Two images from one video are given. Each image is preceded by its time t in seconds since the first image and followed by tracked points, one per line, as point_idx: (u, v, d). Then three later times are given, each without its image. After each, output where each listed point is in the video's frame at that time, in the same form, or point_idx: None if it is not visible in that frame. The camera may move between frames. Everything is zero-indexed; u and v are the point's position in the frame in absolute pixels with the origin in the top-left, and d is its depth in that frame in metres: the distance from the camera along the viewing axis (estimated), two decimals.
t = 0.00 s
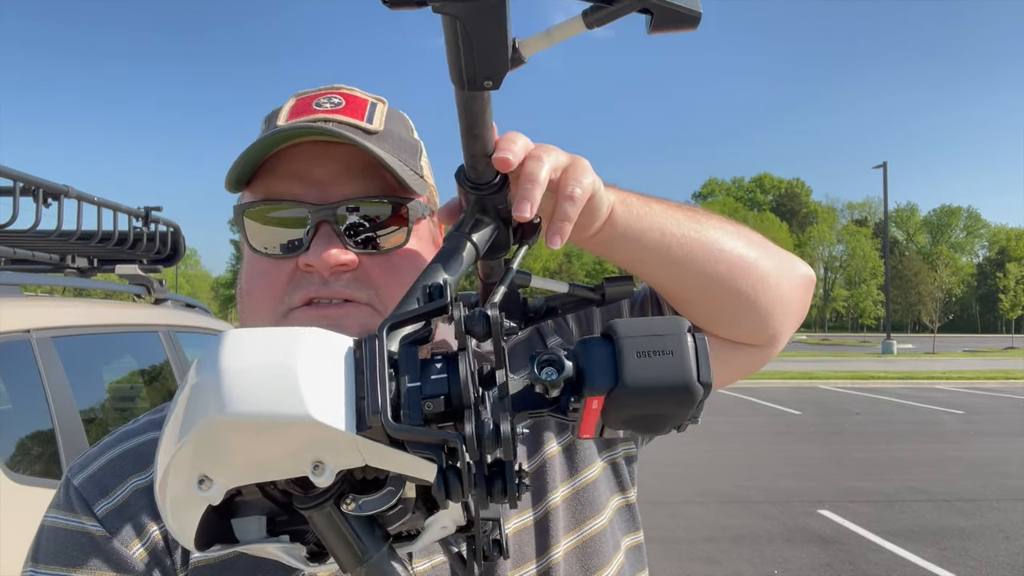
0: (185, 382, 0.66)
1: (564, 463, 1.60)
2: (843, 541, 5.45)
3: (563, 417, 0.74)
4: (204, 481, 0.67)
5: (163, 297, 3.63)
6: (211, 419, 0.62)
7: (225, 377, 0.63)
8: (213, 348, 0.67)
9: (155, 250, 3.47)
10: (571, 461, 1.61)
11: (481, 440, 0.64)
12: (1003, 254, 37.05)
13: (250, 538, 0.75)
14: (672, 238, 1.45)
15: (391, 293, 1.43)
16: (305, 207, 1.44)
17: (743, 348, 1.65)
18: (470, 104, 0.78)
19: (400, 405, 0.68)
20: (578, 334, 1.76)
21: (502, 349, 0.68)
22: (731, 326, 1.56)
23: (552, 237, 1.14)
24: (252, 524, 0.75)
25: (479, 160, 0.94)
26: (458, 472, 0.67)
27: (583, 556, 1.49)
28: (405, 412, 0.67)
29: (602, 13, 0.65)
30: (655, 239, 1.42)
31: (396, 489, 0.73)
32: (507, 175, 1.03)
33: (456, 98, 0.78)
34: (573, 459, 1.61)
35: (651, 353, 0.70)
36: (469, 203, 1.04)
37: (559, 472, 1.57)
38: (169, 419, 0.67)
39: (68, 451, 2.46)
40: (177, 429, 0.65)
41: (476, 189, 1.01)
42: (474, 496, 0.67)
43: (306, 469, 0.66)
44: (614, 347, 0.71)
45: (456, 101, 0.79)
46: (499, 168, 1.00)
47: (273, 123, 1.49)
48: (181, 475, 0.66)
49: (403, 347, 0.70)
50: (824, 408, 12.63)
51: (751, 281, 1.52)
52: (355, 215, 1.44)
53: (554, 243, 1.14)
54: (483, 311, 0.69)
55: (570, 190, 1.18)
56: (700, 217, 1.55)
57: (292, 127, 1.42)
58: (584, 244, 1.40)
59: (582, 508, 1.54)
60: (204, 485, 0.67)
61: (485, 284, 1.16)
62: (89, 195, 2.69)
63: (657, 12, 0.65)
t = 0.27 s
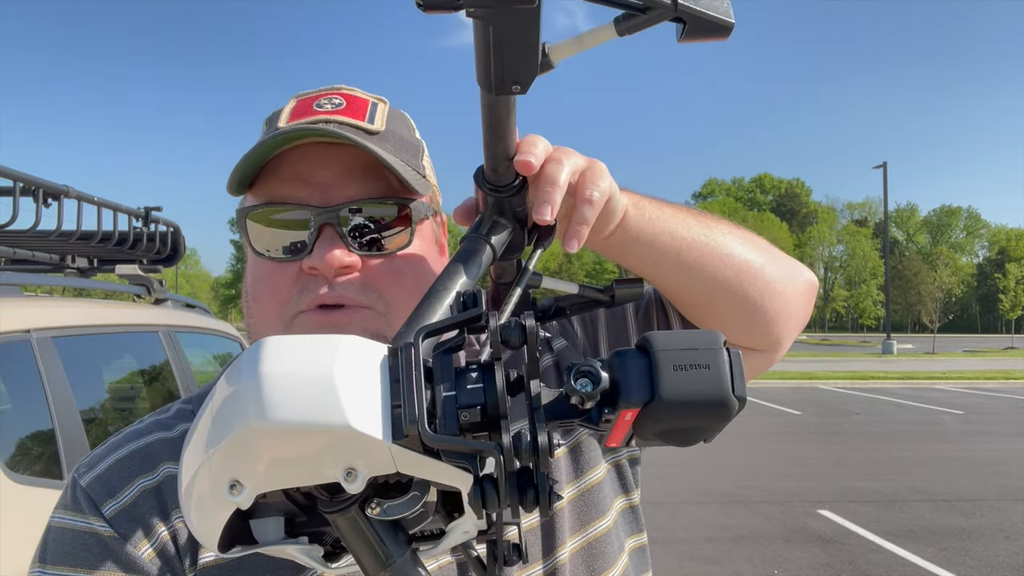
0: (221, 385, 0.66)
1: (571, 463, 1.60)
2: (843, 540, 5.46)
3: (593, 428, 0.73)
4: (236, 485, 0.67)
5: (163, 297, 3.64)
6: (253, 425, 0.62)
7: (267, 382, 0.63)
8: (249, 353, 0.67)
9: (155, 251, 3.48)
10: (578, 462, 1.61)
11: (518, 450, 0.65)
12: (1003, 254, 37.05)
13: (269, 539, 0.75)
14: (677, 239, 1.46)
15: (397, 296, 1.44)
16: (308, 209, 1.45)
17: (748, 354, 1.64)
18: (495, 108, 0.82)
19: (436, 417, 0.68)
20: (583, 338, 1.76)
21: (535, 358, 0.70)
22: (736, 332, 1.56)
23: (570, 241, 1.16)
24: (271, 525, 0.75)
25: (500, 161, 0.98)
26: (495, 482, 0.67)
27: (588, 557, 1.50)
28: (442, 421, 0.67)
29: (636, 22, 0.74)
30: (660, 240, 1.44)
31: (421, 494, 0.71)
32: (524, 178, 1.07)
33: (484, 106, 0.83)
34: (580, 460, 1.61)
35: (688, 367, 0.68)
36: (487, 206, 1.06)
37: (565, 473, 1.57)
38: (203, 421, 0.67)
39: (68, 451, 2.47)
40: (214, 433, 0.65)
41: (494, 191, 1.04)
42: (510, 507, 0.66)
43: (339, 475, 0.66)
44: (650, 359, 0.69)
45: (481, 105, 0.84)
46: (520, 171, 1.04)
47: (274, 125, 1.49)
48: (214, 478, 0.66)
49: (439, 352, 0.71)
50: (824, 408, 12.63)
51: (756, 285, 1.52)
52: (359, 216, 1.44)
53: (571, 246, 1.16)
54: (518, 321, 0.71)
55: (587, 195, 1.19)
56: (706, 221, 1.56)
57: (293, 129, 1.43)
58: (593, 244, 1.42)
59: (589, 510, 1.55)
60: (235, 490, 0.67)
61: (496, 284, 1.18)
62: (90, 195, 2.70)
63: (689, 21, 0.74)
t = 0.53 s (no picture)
0: (233, 390, 0.66)
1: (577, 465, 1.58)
2: (843, 540, 5.45)
3: (604, 435, 0.72)
4: (246, 490, 0.66)
5: (163, 297, 3.63)
6: (264, 430, 0.62)
7: (278, 388, 0.63)
8: (260, 359, 0.66)
9: (155, 250, 3.48)
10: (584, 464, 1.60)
11: (530, 458, 0.66)
12: (1002, 254, 37.03)
13: (277, 541, 0.73)
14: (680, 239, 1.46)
15: (401, 295, 1.44)
16: (311, 209, 1.44)
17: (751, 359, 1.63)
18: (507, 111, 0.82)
19: (448, 424, 0.68)
20: (589, 340, 1.73)
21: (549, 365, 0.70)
22: (742, 336, 1.55)
23: (580, 245, 1.16)
24: (279, 527, 0.73)
25: (511, 163, 0.98)
26: (507, 491, 0.67)
27: (592, 560, 1.49)
28: (453, 428, 0.67)
29: (650, 25, 0.73)
30: (666, 242, 1.43)
31: (431, 499, 0.70)
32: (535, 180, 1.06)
33: (496, 109, 0.82)
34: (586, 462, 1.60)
35: (703, 376, 0.67)
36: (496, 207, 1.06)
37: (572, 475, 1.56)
38: (214, 425, 0.66)
39: (68, 451, 2.46)
40: (225, 437, 0.64)
41: (504, 194, 1.04)
42: (522, 514, 0.68)
43: (349, 481, 0.64)
44: (664, 368, 0.69)
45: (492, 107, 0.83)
46: (531, 173, 1.04)
47: (277, 125, 1.49)
48: (225, 483, 0.65)
49: (449, 360, 0.71)
50: (824, 408, 12.62)
51: (757, 287, 1.51)
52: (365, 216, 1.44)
53: (580, 250, 1.16)
54: (531, 328, 0.71)
55: (598, 198, 1.20)
56: (712, 225, 1.55)
57: (296, 129, 1.42)
58: (601, 246, 1.42)
59: (595, 512, 1.54)
60: (246, 496, 0.66)
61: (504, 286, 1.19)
62: (90, 195, 2.69)
63: (704, 24, 0.74)
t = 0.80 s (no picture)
0: (237, 394, 0.64)
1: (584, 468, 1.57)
2: (843, 541, 5.44)
3: (615, 444, 0.71)
4: (249, 497, 0.65)
5: (163, 297, 3.62)
6: (269, 438, 0.60)
7: (285, 395, 0.61)
8: (265, 364, 0.65)
9: (156, 250, 3.46)
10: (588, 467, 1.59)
11: (541, 467, 0.65)
12: (1002, 254, 37.01)
13: (279, 546, 0.72)
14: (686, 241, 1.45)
15: (392, 295, 1.39)
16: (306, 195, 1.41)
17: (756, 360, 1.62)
18: (514, 111, 0.81)
19: (457, 431, 0.67)
20: (592, 341, 1.72)
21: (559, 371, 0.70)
22: (747, 338, 1.54)
23: (588, 248, 1.16)
24: (281, 532, 0.72)
25: (519, 164, 0.97)
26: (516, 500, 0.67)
27: (596, 562, 1.49)
28: (462, 436, 0.67)
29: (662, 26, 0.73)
30: (670, 243, 1.42)
31: (437, 506, 0.69)
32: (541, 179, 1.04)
33: (504, 108, 0.81)
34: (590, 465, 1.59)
35: (717, 384, 0.67)
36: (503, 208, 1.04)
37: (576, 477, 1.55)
38: (218, 430, 0.65)
39: (68, 451, 2.45)
40: (228, 443, 0.63)
41: (510, 194, 1.02)
42: (530, 524, 0.67)
43: (355, 488, 0.63)
44: (677, 375, 0.69)
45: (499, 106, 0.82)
46: (538, 174, 1.03)
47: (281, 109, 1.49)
48: (227, 489, 0.64)
49: (458, 365, 0.71)
50: (824, 408, 12.60)
51: (763, 290, 1.50)
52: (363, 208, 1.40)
53: (589, 252, 1.16)
54: (541, 333, 0.70)
55: (604, 198, 1.18)
56: (718, 225, 1.54)
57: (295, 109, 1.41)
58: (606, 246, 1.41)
59: (598, 515, 1.53)
60: (250, 501, 0.64)
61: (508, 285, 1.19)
62: (90, 195, 2.68)
63: (717, 25, 0.73)
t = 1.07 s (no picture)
0: (250, 417, 0.65)
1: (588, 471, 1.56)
2: (843, 540, 5.44)
3: (633, 462, 0.72)
4: (261, 521, 0.64)
5: (163, 297, 3.61)
6: (287, 466, 0.60)
7: (303, 420, 0.61)
8: (280, 389, 0.65)
9: (155, 250, 3.46)
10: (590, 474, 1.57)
11: (564, 492, 0.66)
12: (1002, 254, 36.99)
13: (284, 563, 0.72)
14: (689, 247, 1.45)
15: (377, 297, 1.36)
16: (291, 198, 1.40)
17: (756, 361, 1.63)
18: (524, 120, 0.82)
19: (477, 455, 0.66)
20: (592, 343, 1.71)
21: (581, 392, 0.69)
22: (748, 339, 1.55)
23: (593, 254, 1.16)
24: (286, 549, 0.72)
25: (526, 171, 0.96)
26: (537, 524, 0.68)
27: (596, 564, 1.48)
28: (481, 460, 0.65)
29: (678, 35, 0.73)
30: (673, 246, 1.42)
31: (448, 522, 0.69)
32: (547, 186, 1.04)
33: (511, 114, 0.81)
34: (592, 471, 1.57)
35: (739, 406, 0.68)
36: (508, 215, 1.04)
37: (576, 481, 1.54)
38: (226, 451, 0.65)
39: (68, 450, 2.44)
40: (243, 465, 0.62)
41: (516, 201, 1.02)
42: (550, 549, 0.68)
43: (370, 511, 0.63)
44: (699, 397, 0.69)
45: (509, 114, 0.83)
46: (545, 181, 1.03)
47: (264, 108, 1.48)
48: (237, 513, 0.63)
49: (475, 386, 0.70)
50: (824, 408, 12.59)
51: (766, 295, 1.50)
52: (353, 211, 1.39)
53: (592, 259, 1.16)
54: (561, 354, 0.70)
55: (610, 204, 1.18)
56: (721, 227, 1.54)
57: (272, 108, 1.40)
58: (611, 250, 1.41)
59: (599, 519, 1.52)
60: (262, 527, 0.64)
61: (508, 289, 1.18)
62: (90, 195, 2.68)
63: (734, 35, 0.74)
